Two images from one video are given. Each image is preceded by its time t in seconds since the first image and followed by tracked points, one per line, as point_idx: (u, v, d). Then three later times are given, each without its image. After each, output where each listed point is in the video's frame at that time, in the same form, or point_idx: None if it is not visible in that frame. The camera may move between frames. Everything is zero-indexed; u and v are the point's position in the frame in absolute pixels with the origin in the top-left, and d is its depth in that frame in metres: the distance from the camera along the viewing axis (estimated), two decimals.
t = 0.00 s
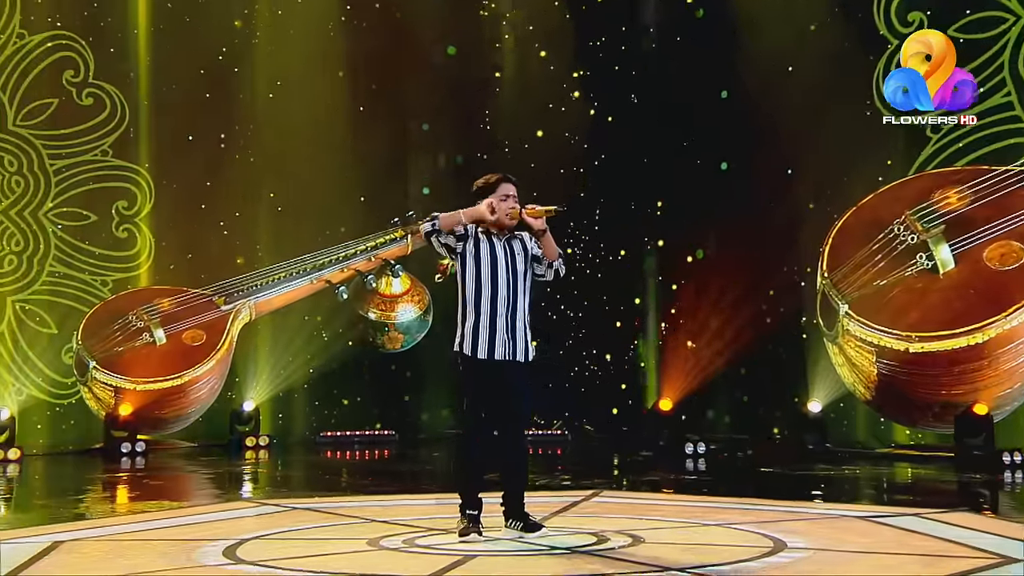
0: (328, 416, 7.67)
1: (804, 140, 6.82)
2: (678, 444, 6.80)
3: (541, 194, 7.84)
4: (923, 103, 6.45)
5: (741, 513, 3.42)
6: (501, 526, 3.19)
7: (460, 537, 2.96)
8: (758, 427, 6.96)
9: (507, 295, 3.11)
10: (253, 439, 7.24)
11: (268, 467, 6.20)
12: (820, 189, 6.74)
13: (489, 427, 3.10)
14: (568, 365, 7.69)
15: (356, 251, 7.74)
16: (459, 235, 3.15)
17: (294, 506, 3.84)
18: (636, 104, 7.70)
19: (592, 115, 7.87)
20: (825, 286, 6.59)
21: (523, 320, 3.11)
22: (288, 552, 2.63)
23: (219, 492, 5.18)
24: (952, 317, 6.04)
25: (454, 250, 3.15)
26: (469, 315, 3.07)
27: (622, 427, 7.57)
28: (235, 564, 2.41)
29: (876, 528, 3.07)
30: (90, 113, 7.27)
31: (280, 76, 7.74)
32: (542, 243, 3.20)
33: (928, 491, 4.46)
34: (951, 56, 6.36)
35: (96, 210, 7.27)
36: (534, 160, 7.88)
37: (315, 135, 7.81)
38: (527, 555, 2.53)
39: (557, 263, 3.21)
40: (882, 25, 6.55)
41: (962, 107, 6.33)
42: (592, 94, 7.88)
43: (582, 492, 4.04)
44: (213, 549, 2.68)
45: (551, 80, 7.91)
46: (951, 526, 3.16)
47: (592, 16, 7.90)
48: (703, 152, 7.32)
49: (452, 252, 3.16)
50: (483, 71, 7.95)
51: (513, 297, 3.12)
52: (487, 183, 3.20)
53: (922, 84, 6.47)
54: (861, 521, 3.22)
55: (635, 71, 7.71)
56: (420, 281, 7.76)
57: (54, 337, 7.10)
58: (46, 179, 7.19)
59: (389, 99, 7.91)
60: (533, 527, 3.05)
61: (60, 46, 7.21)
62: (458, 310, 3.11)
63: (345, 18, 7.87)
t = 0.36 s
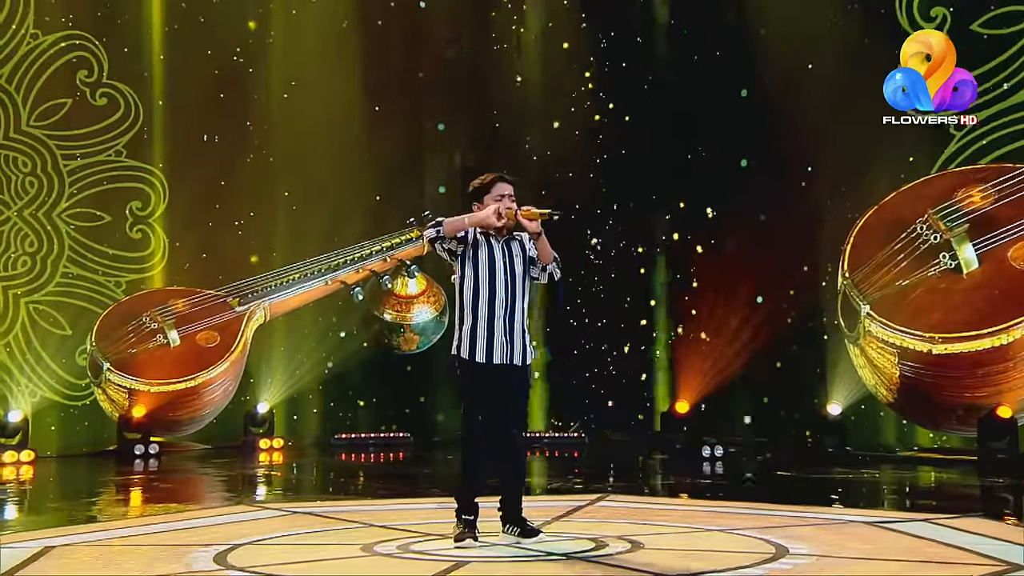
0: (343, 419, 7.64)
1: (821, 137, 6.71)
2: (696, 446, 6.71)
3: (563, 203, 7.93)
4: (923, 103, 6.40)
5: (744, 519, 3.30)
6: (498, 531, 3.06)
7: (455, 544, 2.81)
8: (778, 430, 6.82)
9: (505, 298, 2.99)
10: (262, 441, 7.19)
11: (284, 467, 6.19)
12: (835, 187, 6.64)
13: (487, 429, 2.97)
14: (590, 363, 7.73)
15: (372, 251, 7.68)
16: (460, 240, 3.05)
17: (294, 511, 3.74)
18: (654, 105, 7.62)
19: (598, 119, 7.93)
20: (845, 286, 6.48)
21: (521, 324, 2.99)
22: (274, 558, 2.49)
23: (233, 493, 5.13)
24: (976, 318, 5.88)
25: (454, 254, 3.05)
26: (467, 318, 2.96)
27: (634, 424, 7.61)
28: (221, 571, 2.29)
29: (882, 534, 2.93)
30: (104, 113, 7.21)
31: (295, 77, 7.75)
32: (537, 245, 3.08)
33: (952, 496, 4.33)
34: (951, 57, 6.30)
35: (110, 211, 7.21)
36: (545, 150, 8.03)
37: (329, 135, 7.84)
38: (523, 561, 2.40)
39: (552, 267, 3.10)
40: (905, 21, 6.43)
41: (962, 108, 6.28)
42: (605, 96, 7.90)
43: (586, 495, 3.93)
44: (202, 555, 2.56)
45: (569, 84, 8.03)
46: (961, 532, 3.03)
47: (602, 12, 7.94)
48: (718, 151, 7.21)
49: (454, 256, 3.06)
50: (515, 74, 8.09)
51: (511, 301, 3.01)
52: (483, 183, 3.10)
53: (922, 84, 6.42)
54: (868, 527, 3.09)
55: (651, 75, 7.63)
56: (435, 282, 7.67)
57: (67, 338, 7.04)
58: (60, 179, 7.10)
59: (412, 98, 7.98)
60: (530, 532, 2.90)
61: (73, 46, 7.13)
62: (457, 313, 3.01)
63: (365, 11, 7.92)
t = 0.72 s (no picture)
0: (358, 418, 7.52)
1: (837, 140, 6.73)
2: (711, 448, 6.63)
3: (580, 198, 7.66)
4: (923, 103, 6.53)
5: (748, 523, 3.23)
6: (494, 535, 3.00)
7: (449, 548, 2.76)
8: (800, 433, 6.76)
9: (501, 300, 2.91)
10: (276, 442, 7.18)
11: (299, 468, 6.18)
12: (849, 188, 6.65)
13: (482, 432, 2.89)
14: (607, 364, 7.45)
15: (387, 251, 7.59)
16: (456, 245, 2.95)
17: (298, 513, 3.71)
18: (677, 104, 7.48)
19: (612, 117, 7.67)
20: (864, 286, 6.44)
21: (518, 325, 2.92)
22: (266, 560, 2.47)
23: (248, 494, 5.13)
24: (997, 317, 5.86)
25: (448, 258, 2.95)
26: (462, 320, 2.88)
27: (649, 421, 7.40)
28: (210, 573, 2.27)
29: (886, 538, 2.86)
30: (119, 113, 7.24)
31: (309, 78, 7.69)
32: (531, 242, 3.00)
33: (968, 500, 4.23)
34: (951, 57, 6.45)
35: (124, 212, 7.24)
36: (566, 157, 7.71)
37: (340, 134, 7.73)
38: (514, 564, 2.36)
39: (548, 263, 3.03)
40: (925, 17, 6.55)
41: (961, 107, 6.42)
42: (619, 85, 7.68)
43: (592, 498, 3.87)
44: (195, 557, 2.54)
45: (582, 84, 7.74)
46: (967, 536, 2.95)
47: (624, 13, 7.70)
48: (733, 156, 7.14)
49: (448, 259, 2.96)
50: (519, 73, 7.78)
51: (507, 302, 2.92)
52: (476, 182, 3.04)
53: (922, 84, 6.54)
54: (872, 531, 3.02)
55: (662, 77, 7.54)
56: (449, 281, 7.51)
57: (82, 338, 7.06)
58: (74, 180, 7.16)
59: (425, 110, 7.78)
60: (525, 535, 2.82)
61: (88, 47, 7.18)
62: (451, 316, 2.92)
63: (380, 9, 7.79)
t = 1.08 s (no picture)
0: (374, 418, 7.62)
1: (854, 140, 6.73)
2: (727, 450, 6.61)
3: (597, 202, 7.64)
4: (923, 103, 6.56)
5: (750, 524, 3.19)
6: (489, 537, 2.97)
7: (443, 550, 2.73)
8: (815, 432, 6.83)
9: (496, 299, 2.90)
10: (293, 442, 7.25)
11: (317, 468, 6.21)
12: (876, 183, 6.63)
13: (476, 432, 2.92)
14: (624, 365, 7.44)
15: (404, 251, 7.57)
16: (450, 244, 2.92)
17: (301, 514, 3.71)
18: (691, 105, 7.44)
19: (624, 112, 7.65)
20: (883, 286, 6.35)
21: (513, 324, 2.90)
22: (259, 562, 2.45)
23: (264, 493, 5.15)
24: (1017, 317, 5.80)
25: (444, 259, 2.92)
26: (457, 320, 2.87)
27: (663, 423, 7.45)
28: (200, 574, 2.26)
29: (888, 541, 2.82)
30: (136, 114, 7.26)
31: (326, 80, 7.67)
32: (525, 238, 3.00)
33: (980, 501, 4.18)
34: (951, 57, 6.45)
35: (141, 212, 7.26)
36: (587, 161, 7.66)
37: (356, 133, 7.71)
38: (507, 566, 2.34)
39: (543, 258, 3.02)
40: (943, 13, 6.50)
41: (962, 107, 6.41)
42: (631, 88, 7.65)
43: (596, 499, 3.84)
44: (190, 559, 2.54)
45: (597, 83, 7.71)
46: (971, 539, 2.91)
47: (642, 12, 7.61)
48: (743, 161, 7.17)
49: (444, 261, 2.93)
50: (546, 70, 7.75)
51: (502, 302, 2.90)
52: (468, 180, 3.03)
53: (922, 84, 6.60)
54: (875, 533, 2.98)
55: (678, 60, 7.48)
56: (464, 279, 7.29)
57: (98, 339, 7.10)
58: (91, 180, 7.19)
59: (444, 112, 7.74)
60: (521, 538, 2.80)
61: (105, 48, 7.21)
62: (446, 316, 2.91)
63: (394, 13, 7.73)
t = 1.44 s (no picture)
0: (390, 418, 7.52)
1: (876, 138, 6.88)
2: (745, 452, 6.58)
3: (608, 200, 7.46)
4: (923, 103, 6.88)
5: (756, 526, 3.18)
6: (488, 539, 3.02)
7: (440, 552, 2.81)
8: (832, 431, 6.90)
9: (494, 300, 2.95)
10: (312, 442, 7.25)
11: (334, 468, 6.22)
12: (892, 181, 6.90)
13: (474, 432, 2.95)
14: (642, 366, 7.31)
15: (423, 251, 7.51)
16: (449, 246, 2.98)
17: (306, 515, 3.74)
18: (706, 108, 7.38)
19: (640, 106, 7.51)
20: (904, 285, 6.62)
21: (511, 325, 2.95)
22: (255, 564, 2.47)
23: (282, 493, 5.16)
24: None
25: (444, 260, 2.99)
26: (455, 321, 2.93)
27: (680, 425, 7.29)
28: None
29: (893, 543, 2.80)
30: (156, 115, 7.29)
31: (343, 83, 7.63)
32: (524, 238, 3.05)
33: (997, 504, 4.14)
34: (951, 57, 6.80)
35: (161, 212, 7.29)
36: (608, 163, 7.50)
37: (375, 133, 7.66)
38: (502, 569, 2.36)
39: (541, 257, 3.07)
40: (968, 11, 6.81)
41: (961, 107, 6.77)
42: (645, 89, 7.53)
43: (605, 500, 3.84)
44: (188, 561, 2.56)
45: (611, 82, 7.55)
46: (978, 542, 2.88)
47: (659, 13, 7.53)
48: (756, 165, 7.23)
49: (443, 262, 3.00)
50: (555, 80, 7.57)
51: (500, 302, 2.96)
52: (467, 179, 3.12)
53: (922, 84, 6.89)
54: (879, 535, 2.95)
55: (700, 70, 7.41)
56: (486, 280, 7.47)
57: (119, 339, 7.13)
58: (112, 181, 7.22)
59: (461, 116, 7.60)
60: (519, 540, 2.87)
61: (126, 50, 7.24)
62: (445, 316, 2.97)
63: (402, 26, 7.65)
